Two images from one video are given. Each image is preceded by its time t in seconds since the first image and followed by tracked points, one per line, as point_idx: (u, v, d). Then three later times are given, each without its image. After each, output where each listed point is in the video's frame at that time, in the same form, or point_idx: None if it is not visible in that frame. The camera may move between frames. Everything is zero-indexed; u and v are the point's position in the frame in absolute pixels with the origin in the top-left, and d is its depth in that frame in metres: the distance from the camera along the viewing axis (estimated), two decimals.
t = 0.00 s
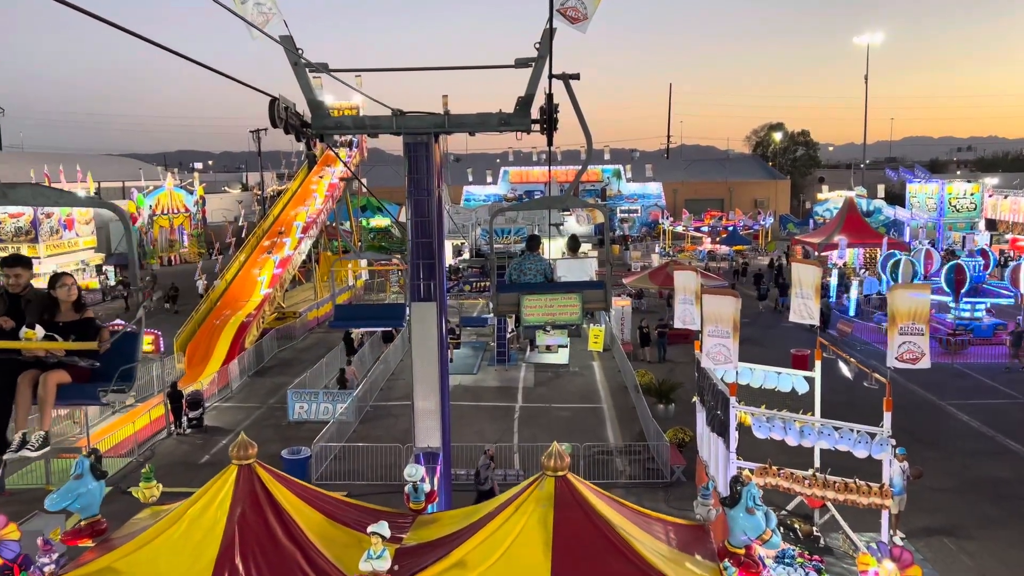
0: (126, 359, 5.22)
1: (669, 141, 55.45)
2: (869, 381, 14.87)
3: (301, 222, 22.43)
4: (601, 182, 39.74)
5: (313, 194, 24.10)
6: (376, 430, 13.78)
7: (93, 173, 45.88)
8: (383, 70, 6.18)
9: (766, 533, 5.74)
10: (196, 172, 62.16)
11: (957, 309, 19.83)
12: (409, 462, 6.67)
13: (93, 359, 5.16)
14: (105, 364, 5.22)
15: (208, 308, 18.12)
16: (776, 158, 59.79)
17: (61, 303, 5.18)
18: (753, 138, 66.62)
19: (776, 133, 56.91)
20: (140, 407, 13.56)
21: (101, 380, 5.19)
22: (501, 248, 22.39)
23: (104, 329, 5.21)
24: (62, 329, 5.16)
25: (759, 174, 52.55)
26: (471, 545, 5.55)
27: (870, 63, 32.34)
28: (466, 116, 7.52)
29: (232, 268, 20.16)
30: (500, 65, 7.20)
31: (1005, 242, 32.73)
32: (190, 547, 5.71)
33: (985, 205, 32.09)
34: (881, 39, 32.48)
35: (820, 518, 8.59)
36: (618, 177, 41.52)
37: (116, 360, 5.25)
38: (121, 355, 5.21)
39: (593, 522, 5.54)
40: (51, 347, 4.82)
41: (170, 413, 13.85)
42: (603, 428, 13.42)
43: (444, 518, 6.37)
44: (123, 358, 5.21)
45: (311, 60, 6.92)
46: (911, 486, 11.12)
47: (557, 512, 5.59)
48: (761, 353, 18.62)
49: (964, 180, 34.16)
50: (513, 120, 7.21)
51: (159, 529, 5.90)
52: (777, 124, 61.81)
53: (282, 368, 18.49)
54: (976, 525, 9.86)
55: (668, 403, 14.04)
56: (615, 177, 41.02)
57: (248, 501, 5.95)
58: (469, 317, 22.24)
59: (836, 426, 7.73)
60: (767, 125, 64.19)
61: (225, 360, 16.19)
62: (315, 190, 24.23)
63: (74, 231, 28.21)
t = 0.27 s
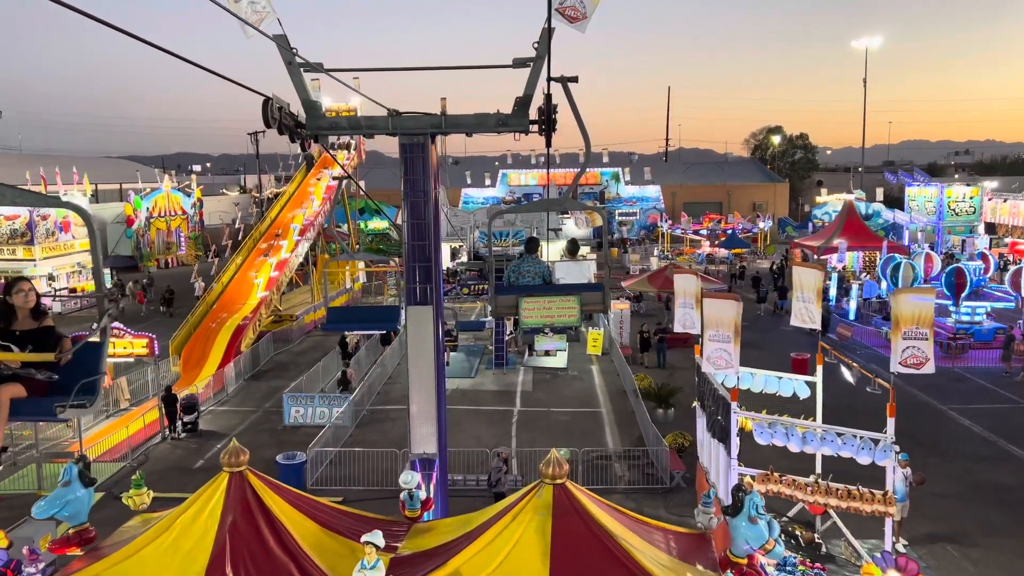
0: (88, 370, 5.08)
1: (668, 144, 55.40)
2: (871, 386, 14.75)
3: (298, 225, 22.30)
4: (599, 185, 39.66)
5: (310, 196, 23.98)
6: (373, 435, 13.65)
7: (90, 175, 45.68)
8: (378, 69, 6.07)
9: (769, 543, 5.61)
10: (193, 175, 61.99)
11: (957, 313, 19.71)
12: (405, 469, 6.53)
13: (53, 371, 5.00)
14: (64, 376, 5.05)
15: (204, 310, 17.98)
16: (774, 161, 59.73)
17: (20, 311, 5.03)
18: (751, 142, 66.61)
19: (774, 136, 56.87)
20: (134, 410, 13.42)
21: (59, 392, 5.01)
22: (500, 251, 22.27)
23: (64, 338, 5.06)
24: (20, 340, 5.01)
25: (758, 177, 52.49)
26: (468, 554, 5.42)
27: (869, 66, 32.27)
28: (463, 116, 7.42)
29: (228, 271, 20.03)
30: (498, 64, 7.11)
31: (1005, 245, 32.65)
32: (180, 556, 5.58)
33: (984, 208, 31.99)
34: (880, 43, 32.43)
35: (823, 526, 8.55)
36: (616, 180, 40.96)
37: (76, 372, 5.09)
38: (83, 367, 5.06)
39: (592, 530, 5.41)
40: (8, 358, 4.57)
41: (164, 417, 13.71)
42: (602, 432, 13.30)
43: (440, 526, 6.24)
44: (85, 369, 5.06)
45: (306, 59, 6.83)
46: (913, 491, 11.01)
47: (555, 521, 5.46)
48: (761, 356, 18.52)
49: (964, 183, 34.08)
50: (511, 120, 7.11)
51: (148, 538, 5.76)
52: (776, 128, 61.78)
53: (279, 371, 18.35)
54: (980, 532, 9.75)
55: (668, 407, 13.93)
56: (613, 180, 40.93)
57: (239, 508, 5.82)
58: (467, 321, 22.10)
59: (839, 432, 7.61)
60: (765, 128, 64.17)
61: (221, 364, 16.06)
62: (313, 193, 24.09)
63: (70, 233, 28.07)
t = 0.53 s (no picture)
0: (38, 385, 5.32)
1: (665, 146, 55.34)
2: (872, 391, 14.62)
3: (293, 226, 22.15)
4: (596, 187, 39.57)
5: (306, 198, 23.83)
6: (368, 438, 13.50)
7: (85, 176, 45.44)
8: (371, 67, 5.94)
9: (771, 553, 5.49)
10: (189, 176, 61.77)
11: (956, 315, 19.61)
12: (399, 476, 6.38)
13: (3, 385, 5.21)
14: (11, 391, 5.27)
15: (197, 312, 17.81)
16: (771, 163, 59.66)
17: None
18: (748, 144, 66.61)
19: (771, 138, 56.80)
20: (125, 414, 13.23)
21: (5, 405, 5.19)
22: (496, 253, 22.11)
23: (14, 355, 5.30)
24: None
25: (755, 179, 52.43)
26: (462, 563, 5.28)
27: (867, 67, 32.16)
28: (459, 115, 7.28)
29: (222, 272, 19.85)
30: (495, 62, 6.98)
31: (1002, 248, 32.55)
32: (165, 567, 5.42)
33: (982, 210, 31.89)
34: (877, 45, 32.34)
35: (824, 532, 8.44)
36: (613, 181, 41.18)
37: (25, 387, 5.31)
38: (33, 381, 5.31)
39: (590, 540, 5.27)
40: None
41: (156, 420, 13.53)
42: (599, 436, 13.16)
43: (435, 535, 6.09)
44: (35, 384, 5.31)
45: (298, 57, 6.70)
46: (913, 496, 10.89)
47: (552, 529, 5.33)
48: (759, 359, 18.41)
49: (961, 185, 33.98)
50: (507, 120, 6.98)
51: (132, 547, 5.61)
52: (773, 129, 61.72)
53: (273, 374, 18.19)
54: (981, 537, 9.64)
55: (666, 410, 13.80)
56: (610, 182, 40.91)
57: (228, 517, 5.67)
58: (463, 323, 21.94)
59: (840, 437, 7.48)
60: (762, 130, 64.11)
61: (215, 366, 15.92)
62: (309, 194, 23.93)
63: (63, 234, 27.88)
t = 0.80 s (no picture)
0: None
1: (661, 147, 55.31)
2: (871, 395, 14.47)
3: (287, 227, 22.00)
4: (591, 188, 39.49)
5: (300, 199, 23.67)
6: (362, 442, 13.34)
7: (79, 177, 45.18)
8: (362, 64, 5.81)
9: (773, 562, 5.36)
10: (183, 177, 61.52)
11: (953, 318, 19.55)
12: (391, 483, 6.23)
13: None
14: None
15: (190, 313, 17.64)
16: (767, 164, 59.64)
17: None
18: (744, 145, 66.65)
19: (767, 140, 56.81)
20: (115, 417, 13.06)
21: None
22: (491, 255, 21.99)
23: None
24: None
25: (750, 181, 52.41)
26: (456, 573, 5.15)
27: (862, 69, 32.12)
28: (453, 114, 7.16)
29: (215, 274, 19.67)
30: (490, 60, 6.87)
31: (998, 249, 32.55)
32: None
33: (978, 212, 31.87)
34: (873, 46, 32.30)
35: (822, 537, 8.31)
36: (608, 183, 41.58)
37: None
38: None
39: (587, 548, 5.15)
40: None
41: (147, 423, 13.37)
42: (595, 440, 13.03)
43: (428, 543, 5.96)
44: None
45: (288, 54, 6.56)
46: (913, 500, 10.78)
47: (548, 538, 5.19)
48: (756, 361, 18.31)
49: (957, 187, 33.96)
50: (502, 118, 6.85)
51: (117, 556, 5.46)
52: (769, 131, 61.71)
53: (266, 376, 18.03)
54: (982, 542, 9.53)
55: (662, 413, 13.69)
56: (606, 183, 41.11)
57: (216, 525, 5.53)
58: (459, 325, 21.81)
59: (840, 442, 7.36)
60: (758, 132, 64.12)
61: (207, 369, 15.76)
62: (303, 195, 23.77)
63: (56, 235, 27.66)
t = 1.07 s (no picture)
0: None
1: (656, 149, 55.28)
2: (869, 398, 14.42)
3: (280, 228, 21.82)
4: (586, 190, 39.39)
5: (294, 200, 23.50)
6: (355, 446, 13.20)
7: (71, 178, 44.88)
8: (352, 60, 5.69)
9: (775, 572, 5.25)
10: (177, 178, 61.24)
11: (949, 319, 19.52)
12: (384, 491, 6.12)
13: None
14: None
15: (182, 315, 17.47)
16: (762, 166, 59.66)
17: None
18: (738, 147, 66.71)
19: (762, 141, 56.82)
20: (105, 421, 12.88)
21: None
22: (486, 256, 21.86)
23: None
24: None
25: (745, 182, 52.41)
26: None
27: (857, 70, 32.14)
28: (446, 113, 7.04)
29: (208, 275, 19.49)
30: (483, 59, 6.77)
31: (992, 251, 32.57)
32: None
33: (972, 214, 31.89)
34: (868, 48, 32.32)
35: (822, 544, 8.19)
36: (603, 185, 41.43)
37: None
38: None
39: (583, 557, 5.02)
40: None
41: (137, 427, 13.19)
42: (591, 443, 12.91)
43: (421, 551, 5.83)
44: None
45: (278, 52, 6.44)
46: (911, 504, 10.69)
47: (543, 547, 5.07)
48: (752, 363, 18.23)
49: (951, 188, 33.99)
50: (496, 117, 6.73)
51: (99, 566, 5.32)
52: (764, 133, 61.77)
53: (259, 379, 17.85)
54: (982, 547, 9.44)
55: (658, 416, 13.58)
56: (601, 185, 41.02)
57: (202, 534, 5.40)
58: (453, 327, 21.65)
59: (840, 447, 7.26)
60: (753, 133, 64.15)
61: (199, 371, 15.59)
62: (297, 196, 23.57)
63: (47, 237, 27.44)
